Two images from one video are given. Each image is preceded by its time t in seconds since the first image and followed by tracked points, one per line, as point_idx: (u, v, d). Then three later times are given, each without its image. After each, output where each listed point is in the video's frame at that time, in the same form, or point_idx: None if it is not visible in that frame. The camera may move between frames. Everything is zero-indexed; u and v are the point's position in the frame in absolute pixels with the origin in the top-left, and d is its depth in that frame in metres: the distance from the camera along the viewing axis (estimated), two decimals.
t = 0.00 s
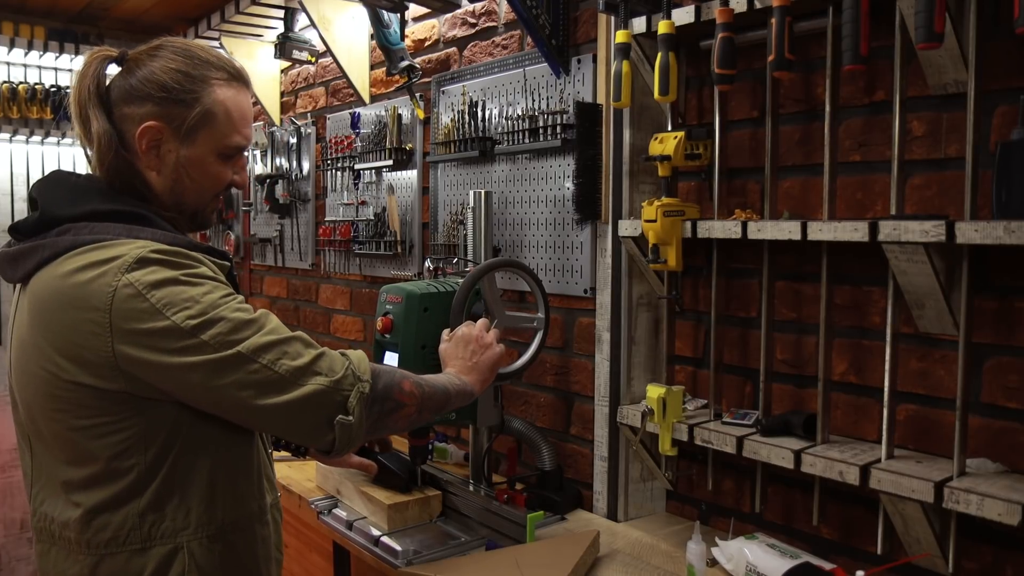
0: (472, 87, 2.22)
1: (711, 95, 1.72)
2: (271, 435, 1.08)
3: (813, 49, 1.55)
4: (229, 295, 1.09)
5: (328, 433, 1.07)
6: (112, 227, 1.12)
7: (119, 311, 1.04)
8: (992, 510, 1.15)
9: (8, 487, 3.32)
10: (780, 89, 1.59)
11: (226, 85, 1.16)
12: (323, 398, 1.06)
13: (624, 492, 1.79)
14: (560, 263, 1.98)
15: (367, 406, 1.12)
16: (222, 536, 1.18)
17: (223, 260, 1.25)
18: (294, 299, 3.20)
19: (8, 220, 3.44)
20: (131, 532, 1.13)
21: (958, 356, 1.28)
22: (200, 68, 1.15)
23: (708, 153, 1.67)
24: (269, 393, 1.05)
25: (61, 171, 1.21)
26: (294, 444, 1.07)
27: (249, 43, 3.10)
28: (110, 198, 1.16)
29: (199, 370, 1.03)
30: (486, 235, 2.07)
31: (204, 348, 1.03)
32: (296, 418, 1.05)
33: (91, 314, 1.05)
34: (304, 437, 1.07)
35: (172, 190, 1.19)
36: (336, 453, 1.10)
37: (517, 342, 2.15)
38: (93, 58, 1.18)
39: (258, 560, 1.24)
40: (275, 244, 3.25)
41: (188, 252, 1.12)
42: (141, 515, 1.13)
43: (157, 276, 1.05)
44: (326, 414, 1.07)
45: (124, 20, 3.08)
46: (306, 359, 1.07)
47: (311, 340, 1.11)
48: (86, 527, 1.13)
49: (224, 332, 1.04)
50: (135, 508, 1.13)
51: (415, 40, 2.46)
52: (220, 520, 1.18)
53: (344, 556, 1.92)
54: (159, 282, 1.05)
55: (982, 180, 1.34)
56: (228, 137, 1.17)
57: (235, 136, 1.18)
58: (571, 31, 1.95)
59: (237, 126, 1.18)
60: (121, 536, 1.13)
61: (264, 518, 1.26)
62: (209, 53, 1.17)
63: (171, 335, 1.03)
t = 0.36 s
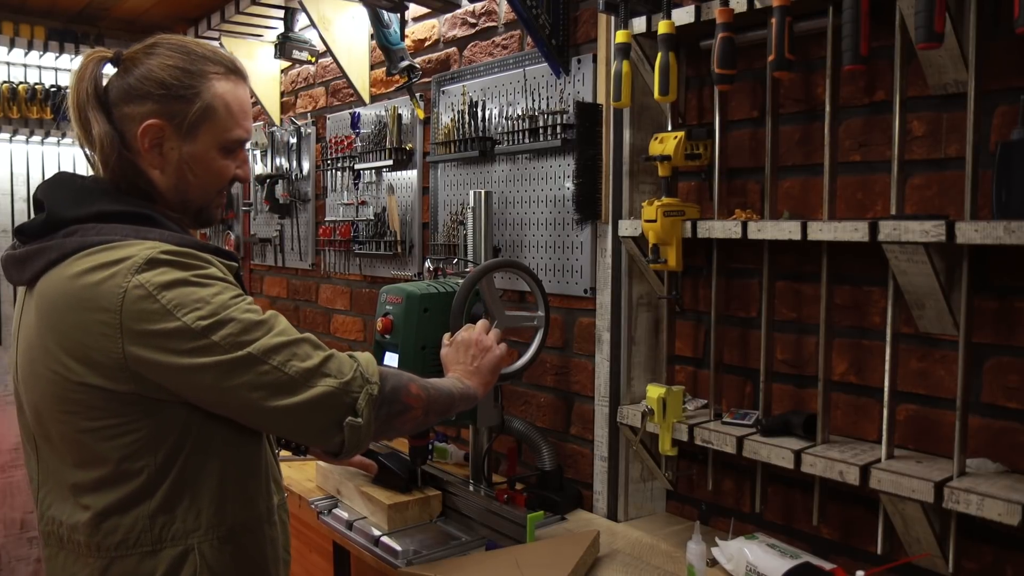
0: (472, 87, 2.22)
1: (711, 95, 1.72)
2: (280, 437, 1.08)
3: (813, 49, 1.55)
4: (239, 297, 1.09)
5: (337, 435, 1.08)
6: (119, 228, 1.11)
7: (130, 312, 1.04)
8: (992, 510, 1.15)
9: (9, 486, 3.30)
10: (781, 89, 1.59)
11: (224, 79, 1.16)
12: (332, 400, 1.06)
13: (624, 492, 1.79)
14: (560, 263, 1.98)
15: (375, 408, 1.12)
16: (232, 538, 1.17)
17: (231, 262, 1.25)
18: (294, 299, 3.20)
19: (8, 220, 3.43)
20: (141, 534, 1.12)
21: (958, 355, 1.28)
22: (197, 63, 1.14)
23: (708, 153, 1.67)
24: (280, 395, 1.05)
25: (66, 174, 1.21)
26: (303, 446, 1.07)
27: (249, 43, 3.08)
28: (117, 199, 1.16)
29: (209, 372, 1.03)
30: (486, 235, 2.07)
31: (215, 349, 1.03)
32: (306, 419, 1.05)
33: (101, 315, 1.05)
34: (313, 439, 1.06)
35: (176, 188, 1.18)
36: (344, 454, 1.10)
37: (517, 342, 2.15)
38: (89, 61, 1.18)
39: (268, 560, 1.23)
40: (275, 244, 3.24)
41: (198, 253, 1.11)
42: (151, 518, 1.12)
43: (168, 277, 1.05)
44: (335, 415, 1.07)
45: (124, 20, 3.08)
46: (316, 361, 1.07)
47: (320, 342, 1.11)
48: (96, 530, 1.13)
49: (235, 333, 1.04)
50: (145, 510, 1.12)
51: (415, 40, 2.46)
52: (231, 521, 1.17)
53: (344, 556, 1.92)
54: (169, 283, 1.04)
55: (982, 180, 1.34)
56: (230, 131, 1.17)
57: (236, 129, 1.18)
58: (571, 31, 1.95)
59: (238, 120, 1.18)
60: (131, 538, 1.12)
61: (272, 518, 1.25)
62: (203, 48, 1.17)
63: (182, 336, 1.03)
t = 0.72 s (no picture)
0: (472, 87, 2.22)
1: (711, 95, 1.72)
2: (291, 441, 1.08)
3: (813, 49, 1.55)
4: (251, 299, 1.09)
5: (349, 440, 1.08)
6: (132, 230, 1.11)
7: (145, 314, 1.03)
8: (992, 510, 1.15)
9: (8, 487, 3.26)
10: (781, 89, 1.58)
11: (229, 75, 1.16)
12: (344, 404, 1.07)
13: (624, 492, 1.79)
14: (560, 263, 1.98)
15: (386, 413, 1.13)
16: (244, 540, 1.17)
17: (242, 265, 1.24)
18: (294, 299, 3.20)
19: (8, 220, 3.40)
20: (154, 536, 1.11)
21: (958, 355, 1.28)
22: (201, 61, 1.14)
23: (708, 153, 1.68)
24: (294, 399, 1.05)
25: (77, 175, 1.20)
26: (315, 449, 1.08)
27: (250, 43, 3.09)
28: (129, 200, 1.16)
29: (223, 375, 1.03)
30: (486, 235, 2.07)
31: (229, 352, 1.03)
32: (318, 424, 1.06)
33: (115, 317, 1.04)
34: (325, 443, 1.07)
35: (187, 188, 1.19)
36: (354, 458, 1.11)
37: (517, 342, 2.15)
38: (91, 62, 1.17)
39: (278, 562, 1.23)
40: (275, 244, 3.24)
41: (211, 255, 1.11)
42: (163, 520, 1.12)
43: (182, 279, 1.05)
44: (347, 419, 1.08)
45: (124, 20, 3.07)
46: (328, 365, 1.08)
47: (331, 346, 1.11)
48: (108, 533, 1.12)
49: (248, 336, 1.04)
50: (157, 512, 1.11)
51: (415, 40, 2.46)
52: (242, 523, 1.16)
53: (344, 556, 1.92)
54: (183, 285, 1.04)
55: (982, 180, 1.34)
56: (236, 128, 1.17)
57: (242, 125, 1.18)
58: (571, 31, 1.95)
59: (243, 115, 1.18)
60: (144, 540, 1.12)
61: (282, 520, 1.25)
62: (207, 45, 1.17)
63: (196, 339, 1.03)
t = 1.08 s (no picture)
0: (472, 87, 2.22)
1: (711, 95, 1.72)
2: (303, 446, 1.08)
3: (813, 49, 1.54)
4: (267, 304, 1.09)
5: (361, 445, 1.08)
6: (148, 233, 1.11)
7: (162, 318, 1.03)
8: (992, 510, 1.15)
9: (8, 487, 3.24)
10: (781, 89, 1.58)
11: (240, 74, 1.16)
12: (357, 410, 1.07)
13: (624, 492, 1.79)
14: (560, 263, 1.98)
15: (398, 420, 1.13)
16: (256, 542, 1.17)
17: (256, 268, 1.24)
18: (294, 299, 3.20)
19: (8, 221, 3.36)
20: (168, 540, 1.11)
21: (958, 356, 1.28)
22: (212, 61, 1.14)
23: (708, 153, 1.68)
24: (309, 404, 1.05)
25: (91, 176, 1.20)
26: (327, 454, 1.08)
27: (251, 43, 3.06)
28: (144, 203, 1.15)
29: (239, 379, 1.03)
30: (486, 235, 2.07)
31: (245, 356, 1.03)
32: (332, 429, 1.05)
33: (133, 321, 1.04)
34: (338, 448, 1.07)
35: (199, 187, 1.19)
36: (366, 463, 1.11)
37: (517, 342, 2.15)
38: (103, 64, 1.17)
39: (289, 565, 1.23)
40: (275, 244, 3.24)
41: (226, 259, 1.11)
42: (177, 523, 1.12)
43: (199, 283, 1.05)
44: (361, 425, 1.08)
45: (124, 20, 3.07)
46: (341, 371, 1.08)
47: (344, 351, 1.11)
48: (121, 537, 1.12)
49: (264, 341, 1.04)
50: (171, 516, 1.11)
51: (415, 40, 2.46)
52: (255, 526, 1.17)
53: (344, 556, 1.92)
54: (201, 289, 1.04)
55: (982, 180, 1.34)
56: (248, 127, 1.17)
57: (254, 124, 1.18)
58: (571, 31, 1.95)
59: (255, 115, 1.18)
60: (157, 544, 1.11)
61: (292, 522, 1.25)
62: (217, 45, 1.17)
63: (213, 342, 1.03)
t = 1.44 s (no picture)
0: (472, 87, 2.22)
1: (711, 95, 1.72)
2: (314, 447, 1.08)
3: (813, 49, 1.55)
4: (281, 306, 1.10)
5: (373, 448, 1.09)
6: (163, 234, 1.11)
7: (178, 319, 1.03)
8: (992, 510, 1.15)
9: (8, 487, 3.23)
10: (781, 89, 1.58)
11: (255, 79, 1.16)
12: (370, 413, 1.08)
13: (624, 492, 1.79)
14: (560, 263, 1.98)
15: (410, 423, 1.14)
16: (268, 544, 1.17)
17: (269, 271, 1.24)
18: (293, 299, 3.20)
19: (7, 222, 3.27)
20: (179, 541, 1.11)
21: (958, 356, 1.28)
22: (228, 64, 1.14)
23: (708, 153, 1.68)
24: (323, 406, 1.05)
25: (108, 177, 1.20)
26: (339, 456, 1.08)
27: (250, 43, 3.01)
28: (159, 204, 1.15)
29: (254, 380, 1.03)
30: (486, 235, 2.06)
31: (260, 358, 1.03)
32: (346, 431, 1.06)
33: (148, 321, 1.04)
34: (351, 451, 1.07)
35: (212, 190, 1.19)
36: (378, 466, 1.12)
37: (518, 343, 2.15)
38: (119, 65, 1.17)
39: (300, 567, 1.22)
40: (275, 244, 3.24)
41: (241, 262, 1.11)
42: (188, 525, 1.12)
43: (216, 285, 1.05)
44: (373, 428, 1.08)
45: (125, 19, 3.06)
46: (355, 374, 1.08)
47: (356, 354, 1.12)
48: (132, 537, 1.12)
49: (279, 342, 1.04)
50: (182, 517, 1.11)
51: (415, 40, 2.46)
52: (266, 527, 1.16)
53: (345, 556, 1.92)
54: (217, 291, 1.04)
55: (982, 180, 1.34)
56: (262, 131, 1.17)
57: (268, 129, 1.18)
58: (571, 31, 1.95)
59: (269, 119, 1.18)
60: (169, 545, 1.12)
61: (302, 525, 1.25)
62: (234, 49, 1.17)
63: (228, 344, 1.03)
